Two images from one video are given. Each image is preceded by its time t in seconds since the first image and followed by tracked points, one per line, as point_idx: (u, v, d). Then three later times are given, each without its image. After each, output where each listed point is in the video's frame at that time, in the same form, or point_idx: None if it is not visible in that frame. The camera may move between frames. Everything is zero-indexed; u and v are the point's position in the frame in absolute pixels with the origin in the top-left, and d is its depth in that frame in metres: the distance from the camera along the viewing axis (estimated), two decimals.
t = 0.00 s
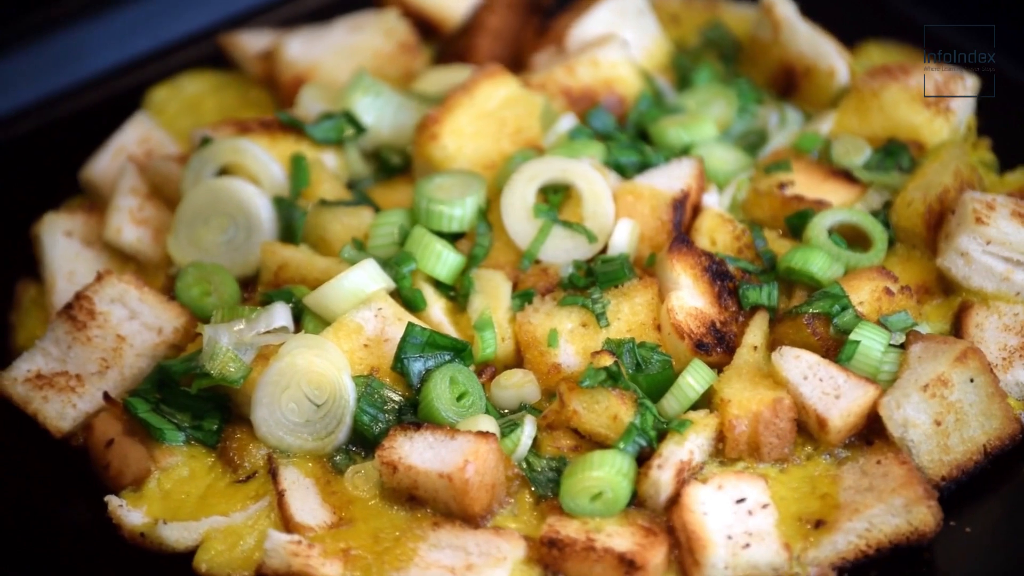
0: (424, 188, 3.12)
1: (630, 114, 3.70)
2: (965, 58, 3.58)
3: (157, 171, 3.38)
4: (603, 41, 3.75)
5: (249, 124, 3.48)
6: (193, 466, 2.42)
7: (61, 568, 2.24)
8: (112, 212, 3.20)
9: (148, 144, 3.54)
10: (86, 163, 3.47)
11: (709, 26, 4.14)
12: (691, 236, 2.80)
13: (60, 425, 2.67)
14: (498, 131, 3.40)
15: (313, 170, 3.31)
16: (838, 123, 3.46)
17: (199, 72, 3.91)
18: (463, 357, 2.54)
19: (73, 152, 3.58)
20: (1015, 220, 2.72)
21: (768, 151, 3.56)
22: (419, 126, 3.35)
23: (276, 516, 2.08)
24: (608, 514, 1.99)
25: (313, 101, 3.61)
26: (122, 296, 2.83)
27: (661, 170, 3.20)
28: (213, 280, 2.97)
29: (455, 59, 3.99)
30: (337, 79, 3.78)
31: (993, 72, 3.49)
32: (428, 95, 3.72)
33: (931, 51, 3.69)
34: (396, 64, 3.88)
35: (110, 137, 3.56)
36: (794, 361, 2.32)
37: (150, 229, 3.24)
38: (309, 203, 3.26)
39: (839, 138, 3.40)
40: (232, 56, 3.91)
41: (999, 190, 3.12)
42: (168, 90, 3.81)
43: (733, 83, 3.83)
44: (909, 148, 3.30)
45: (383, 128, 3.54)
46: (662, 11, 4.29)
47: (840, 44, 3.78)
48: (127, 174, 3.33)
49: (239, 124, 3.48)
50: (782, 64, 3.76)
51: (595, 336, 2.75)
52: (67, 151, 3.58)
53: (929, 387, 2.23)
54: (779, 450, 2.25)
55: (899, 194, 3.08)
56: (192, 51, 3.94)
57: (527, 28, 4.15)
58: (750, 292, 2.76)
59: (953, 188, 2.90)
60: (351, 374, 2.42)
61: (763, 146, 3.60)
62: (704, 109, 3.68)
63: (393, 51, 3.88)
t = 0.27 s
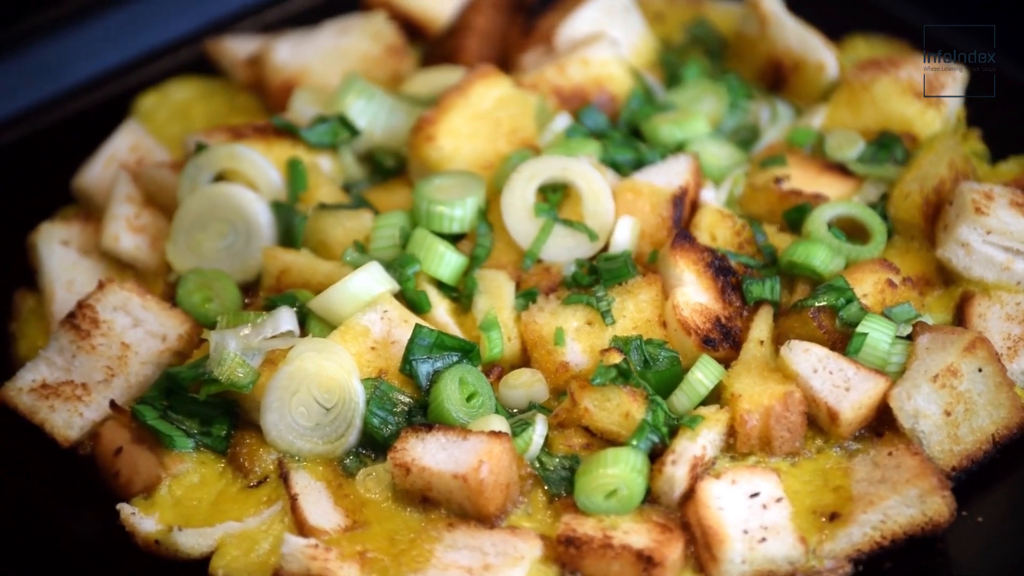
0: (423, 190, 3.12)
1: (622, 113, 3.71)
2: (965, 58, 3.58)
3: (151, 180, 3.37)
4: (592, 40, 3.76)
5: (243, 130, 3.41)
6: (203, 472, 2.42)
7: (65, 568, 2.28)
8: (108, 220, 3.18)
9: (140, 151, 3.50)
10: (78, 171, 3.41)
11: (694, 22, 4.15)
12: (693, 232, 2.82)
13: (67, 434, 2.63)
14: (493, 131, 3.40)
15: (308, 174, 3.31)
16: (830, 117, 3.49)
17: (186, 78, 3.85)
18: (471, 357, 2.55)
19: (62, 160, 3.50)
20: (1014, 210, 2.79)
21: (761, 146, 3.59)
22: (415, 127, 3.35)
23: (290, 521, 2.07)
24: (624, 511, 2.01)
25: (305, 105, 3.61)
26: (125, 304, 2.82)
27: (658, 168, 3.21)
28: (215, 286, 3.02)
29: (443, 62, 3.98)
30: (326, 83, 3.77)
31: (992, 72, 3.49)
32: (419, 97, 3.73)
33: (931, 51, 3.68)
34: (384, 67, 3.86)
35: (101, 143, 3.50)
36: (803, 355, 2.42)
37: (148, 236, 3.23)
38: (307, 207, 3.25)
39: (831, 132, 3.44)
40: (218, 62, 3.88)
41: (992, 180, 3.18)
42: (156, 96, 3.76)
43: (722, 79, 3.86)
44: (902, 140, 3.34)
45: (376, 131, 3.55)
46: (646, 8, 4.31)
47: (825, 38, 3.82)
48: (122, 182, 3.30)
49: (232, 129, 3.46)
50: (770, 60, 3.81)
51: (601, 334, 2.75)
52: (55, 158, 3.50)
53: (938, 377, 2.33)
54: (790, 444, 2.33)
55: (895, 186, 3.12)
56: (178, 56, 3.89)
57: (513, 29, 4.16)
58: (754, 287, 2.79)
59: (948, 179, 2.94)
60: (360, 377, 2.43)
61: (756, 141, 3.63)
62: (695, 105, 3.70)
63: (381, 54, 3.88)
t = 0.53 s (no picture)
0: (423, 191, 3.11)
1: (614, 112, 3.71)
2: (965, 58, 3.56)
3: (146, 187, 3.36)
4: (583, 38, 3.76)
5: (239, 135, 3.43)
6: (213, 477, 2.41)
7: None
8: (105, 228, 3.18)
9: (132, 159, 3.48)
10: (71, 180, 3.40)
11: (679, 20, 4.17)
12: (695, 228, 2.84)
13: (75, 442, 2.61)
14: (489, 132, 3.40)
15: (306, 178, 3.31)
16: (822, 112, 3.60)
17: (173, 85, 3.74)
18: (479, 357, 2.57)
19: (50, 173, 3.42)
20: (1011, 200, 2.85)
21: (755, 142, 3.64)
22: (411, 129, 3.35)
23: (303, 525, 2.07)
24: (638, 508, 2.03)
25: (298, 109, 3.59)
26: (128, 311, 2.81)
27: (655, 165, 3.22)
28: (217, 292, 2.97)
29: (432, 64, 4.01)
30: (315, 86, 3.76)
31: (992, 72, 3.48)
32: (411, 100, 3.72)
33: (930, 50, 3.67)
34: (373, 69, 3.88)
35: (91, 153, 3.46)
36: (812, 349, 2.50)
37: (146, 244, 3.22)
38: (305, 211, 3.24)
39: (825, 126, 3.54)
40: (203, 67, 3.78)
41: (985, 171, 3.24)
42: (146, 104, 3.66)
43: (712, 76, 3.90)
44: (894, 134, 3.43)
45: (371, 134, 3.54)
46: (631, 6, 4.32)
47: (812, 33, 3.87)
48: (118, 190, 3.30)
49: (227, 135, 3.44)
50: (758, 57, 3.87)
51: (607, 331, 2.76)
52: (44, 172, 3.41)
53: (948, 368, 2.43)
54: (800, 437, 2.40)
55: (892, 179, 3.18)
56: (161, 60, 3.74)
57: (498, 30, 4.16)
58: (757, 282, 2.82)
59: (943, 171, 3.00)
60: (369, 380, 2.43)
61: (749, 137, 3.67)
62: (686, 101, 3.71)
63: (371, 56, 3.89)
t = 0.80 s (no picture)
0: (422, 193, 3.10)
1: (607, 111, 3.71)
2: (965, 58, 3.59)
3: (141, 194, 3.33)
4: (573, 38, 3.76)
5: (233, 140, 3.41)
6: (224, 483, 2.41)
7: None
8: (102, 236, 3.13)
9: (125, 165, 3.44)
10: (65, 189, 3.35)
11: (664, 18, 4.20)
12: (697, 225, 2.85)
13: (83, 450, 2.59)
14: (485, 132, 3.39)
15: (304, 182, 3.30)
16: (815, 107, 3.58)
17: (161, 91, 3.76)
18: (486, 358, 2.57)
19: (44, 180, 3.41)
20: (1010, 190, 2.89)
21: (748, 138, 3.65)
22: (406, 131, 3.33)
23: (317, 528, 2.07)
24: (651, 504, 2.04)
25: (292, 113, 3.58)
26: (132, 318, 2.79)
27: (652, 162, 3.22)
28: (219, 297, 2.97)
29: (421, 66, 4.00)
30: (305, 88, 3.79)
31: (992, 72, 3.52)
32: (403, 102, 3.72)
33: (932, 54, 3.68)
34: (363, 72, 3.86)
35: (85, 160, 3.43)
36: (820, 342, 2.53)
37: (144, 251, 3.18)
38: (304, 215, 3.23)
39: (818, 121, 3.52)
40: (191, 73, 3.82)
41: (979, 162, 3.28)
42: (136, 111, 3.67)
43: (702, 73, 3.92)
44: (889, 126, 3.45)
45: (365, 137, 3.55)
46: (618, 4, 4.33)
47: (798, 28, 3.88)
48: (113, 197, 3.26)
49: (222, 140, 3.42)
50: (747, 53, 3.87)
51: (613, 329, 2.77)
52: (38, 179, 3.41)
53: (957, 359, 2.50)
54: (810, 431, 2.43)
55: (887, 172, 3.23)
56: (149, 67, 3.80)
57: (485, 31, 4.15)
58: (760, 277, 2.85)
59: (937, 163, 3.08)
60: (378, 383, 2.44)
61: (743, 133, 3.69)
62: (678, 97, 3.72)
63: (359, 60, 3.88)
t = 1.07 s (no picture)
0: (422, 195, 3.09)
1: (598, 111, 3.71)
2: (965, 58, 3.65)
3: (138, 202, 3.31)
4: (563, 37, 3.76)
5: (227, 144, 3.38)
6: (235, 489, 2.40)
7: None
8: (100, 245, 3.10)
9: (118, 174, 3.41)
10: (59, 198, 3.33)
11: (649, 14, 4.25)
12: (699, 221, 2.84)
13: (92, 459, 2.57)
14: (481, 133, 3.37)
15: (302, 189, 3.27)
16: (806, 101, 3.61)
17: (149, 99, 3.76)
18: (494, 358, 2.58)
19: (37, 190, 3.39)
20: (1006, 179, 2.95)
21: (740, 134, 3.67)
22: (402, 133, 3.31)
23: (332, 531, 2.07)
24: (666, 500, 2.06)
25: (285, 118, 3.56)
26: (136, 326, 2.78)
27: (649, 159, 3.21)
28: (222, 303, 2.96)
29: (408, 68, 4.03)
30: (296, 95, 3.75)
31: (992, 72, 3.58)
32: (393, 105, 3.69)
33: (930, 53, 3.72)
34: (351, 75, 3.83)
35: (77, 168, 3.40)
36: (828, 335, 2.54)
37: (143, 259, 3.16)
38: (304, 219, 3.22)
39: (810, 115, 3.55)
40: (178, 81, 3.79)
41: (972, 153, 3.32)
42: (125, 119, 3.66)
43: (690, 69, 3.94)
44: (881, 118, 3.49)
45: (360, 140, 3.50)
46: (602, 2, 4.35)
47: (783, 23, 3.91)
48: (109, 206, 3.23)
49: (216, 145, 3.39)
50: (734, 48, 3.91)
51: (618, 327, 2.77)
52: (30, 189, 3.38)
53: (965, 349, 2.51)
54: (820, 424, 2.43)
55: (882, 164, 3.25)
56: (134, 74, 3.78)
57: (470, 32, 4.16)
58: (763, 271, 2.84)
59: (930, 154, 3.13)
60: (386, 385, 2.43)
61: (734, 129, 3.71)
62: (668, 94, 3.75)
63: (347, 63, 3.85)
